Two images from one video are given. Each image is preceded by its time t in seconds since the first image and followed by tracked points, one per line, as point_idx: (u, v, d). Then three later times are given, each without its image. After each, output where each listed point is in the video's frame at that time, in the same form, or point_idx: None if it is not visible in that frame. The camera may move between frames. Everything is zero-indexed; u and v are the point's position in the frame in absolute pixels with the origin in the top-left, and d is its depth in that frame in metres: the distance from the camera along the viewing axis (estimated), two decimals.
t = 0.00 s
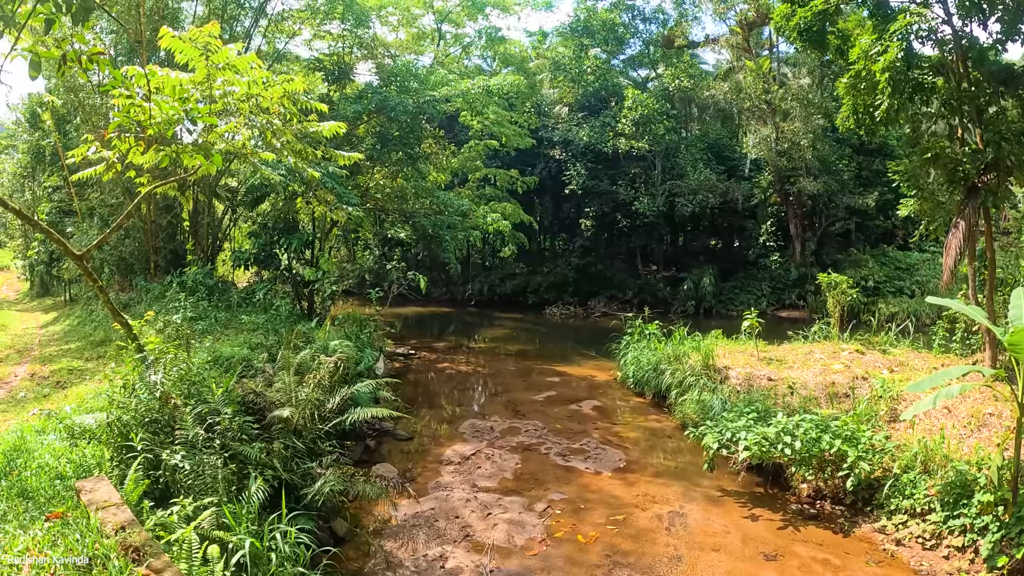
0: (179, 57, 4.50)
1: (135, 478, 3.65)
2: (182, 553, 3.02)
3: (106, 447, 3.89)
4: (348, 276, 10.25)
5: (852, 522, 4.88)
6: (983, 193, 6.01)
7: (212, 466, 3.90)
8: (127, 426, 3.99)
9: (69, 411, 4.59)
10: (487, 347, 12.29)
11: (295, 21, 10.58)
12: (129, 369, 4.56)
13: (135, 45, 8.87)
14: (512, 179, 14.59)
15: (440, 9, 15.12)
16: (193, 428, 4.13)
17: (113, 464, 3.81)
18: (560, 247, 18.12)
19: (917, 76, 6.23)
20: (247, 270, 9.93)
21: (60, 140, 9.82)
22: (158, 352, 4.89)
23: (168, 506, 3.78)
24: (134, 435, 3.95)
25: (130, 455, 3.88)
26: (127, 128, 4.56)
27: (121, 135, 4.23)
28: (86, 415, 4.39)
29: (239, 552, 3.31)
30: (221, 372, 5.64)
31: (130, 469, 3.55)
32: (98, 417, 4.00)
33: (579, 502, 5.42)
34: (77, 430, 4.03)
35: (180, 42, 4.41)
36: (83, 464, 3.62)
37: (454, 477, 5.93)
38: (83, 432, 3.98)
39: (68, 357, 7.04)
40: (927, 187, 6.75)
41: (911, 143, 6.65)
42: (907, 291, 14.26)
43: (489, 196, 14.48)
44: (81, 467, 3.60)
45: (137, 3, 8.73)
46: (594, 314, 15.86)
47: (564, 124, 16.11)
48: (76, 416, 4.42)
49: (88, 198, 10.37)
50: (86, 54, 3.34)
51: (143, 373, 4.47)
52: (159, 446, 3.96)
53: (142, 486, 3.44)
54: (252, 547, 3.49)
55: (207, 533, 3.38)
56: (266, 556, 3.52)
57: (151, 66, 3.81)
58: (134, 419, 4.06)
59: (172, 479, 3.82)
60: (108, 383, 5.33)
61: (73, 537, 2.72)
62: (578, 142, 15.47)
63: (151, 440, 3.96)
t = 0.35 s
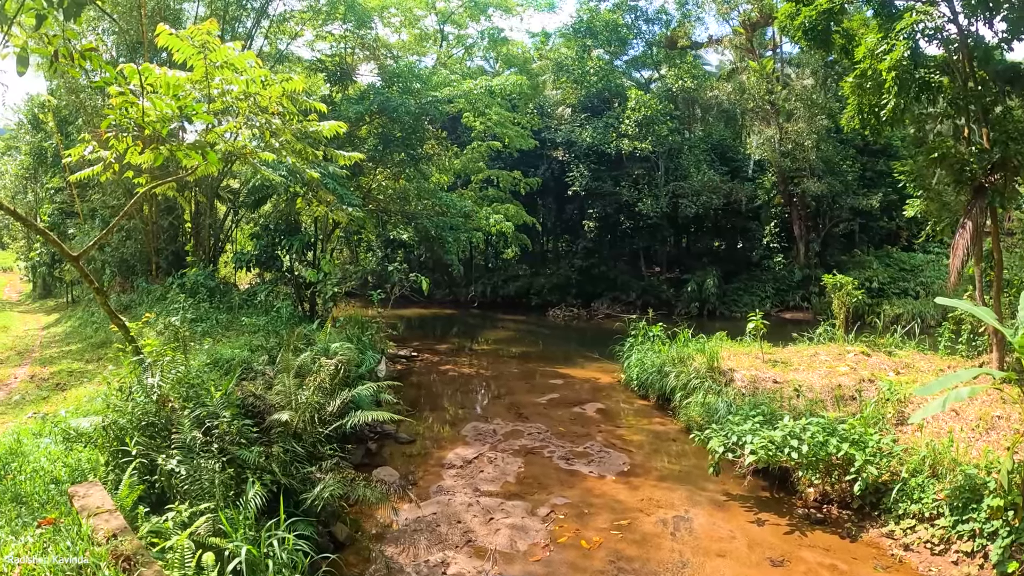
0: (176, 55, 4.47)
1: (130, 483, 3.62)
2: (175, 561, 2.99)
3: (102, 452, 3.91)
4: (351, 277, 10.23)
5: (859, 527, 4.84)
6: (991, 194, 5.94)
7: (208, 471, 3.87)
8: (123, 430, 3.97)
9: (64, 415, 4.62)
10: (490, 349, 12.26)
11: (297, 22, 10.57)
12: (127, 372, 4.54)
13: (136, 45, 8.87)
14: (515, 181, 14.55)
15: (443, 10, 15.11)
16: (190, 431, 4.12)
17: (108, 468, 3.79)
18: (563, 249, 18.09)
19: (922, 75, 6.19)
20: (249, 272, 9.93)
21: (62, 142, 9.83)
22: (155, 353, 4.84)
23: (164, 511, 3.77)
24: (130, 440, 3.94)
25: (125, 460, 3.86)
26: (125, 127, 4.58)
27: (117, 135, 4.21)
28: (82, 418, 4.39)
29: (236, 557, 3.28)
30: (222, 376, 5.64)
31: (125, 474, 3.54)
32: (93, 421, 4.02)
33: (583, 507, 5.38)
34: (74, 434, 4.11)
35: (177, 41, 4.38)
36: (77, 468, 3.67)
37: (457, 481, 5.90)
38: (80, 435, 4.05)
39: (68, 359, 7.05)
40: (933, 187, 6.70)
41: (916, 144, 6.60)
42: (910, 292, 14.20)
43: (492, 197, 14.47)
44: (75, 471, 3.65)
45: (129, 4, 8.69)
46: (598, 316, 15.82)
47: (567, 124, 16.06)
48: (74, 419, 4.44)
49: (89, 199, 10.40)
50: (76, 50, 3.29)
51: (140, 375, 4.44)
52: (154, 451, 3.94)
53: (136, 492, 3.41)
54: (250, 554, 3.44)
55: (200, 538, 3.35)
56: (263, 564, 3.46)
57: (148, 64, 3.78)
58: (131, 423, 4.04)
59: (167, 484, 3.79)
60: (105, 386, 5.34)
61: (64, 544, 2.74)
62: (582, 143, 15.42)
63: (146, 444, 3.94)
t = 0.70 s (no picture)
0: (182, 55, 4.48)
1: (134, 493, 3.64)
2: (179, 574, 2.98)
3: (106, 460, 3.91)
4: (362, 280, 10.25)
5: (877, 537, 4.76)
6: (1009, 195, 5.83)
7: (214, 481, 3.87)
8: (127, 439, 3.99)
9: (68, 421, 4.62)
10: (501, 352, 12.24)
11: (307, 25, 10.61)
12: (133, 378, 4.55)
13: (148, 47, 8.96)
14: (526, 183, 14.53)
15: (453, 12, 15.12)
16: (196, 439, 4.13)
17: (113, 477, 3.80)
18: (574, 251, 18.04)
19: (940, 74, 6.08)
20: (259, 274, 9.97)
21: (73, 146, 9.91)
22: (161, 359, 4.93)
23: (168, 522, 3.76)
24: (134, 449, 3.95)
25: (129, 470, 3.88)
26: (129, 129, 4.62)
27: (123, 137, 4.23)
28: (86, 424, 4.42)
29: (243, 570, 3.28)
30: (230, 381, 5.66)
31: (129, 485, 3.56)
32: (98, 429, 3.98)
33: (596, 515, 5.33)
34: (77, 441, 4.06)
35: (183, 41, 4.38)
36: (81, 477, 3.66)
37: (468, 488, 5.88)
38: (84, 442, 4.00)
39: (77, 362, 7.10)
40: (949, 189, 6.64)
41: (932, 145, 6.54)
42: (924, 295, 14.04)
43: (502, 199, 14.46)
44: (79, 479, 3.63)
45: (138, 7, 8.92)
46: (609, 319, 15.75)
47: (578, 127, 16.01)
48: (77, 425, 4.47)
49: (100, 202, 10.45)
50: (78, 49, 3.27)
51: (146, 382, 4.47)
52: (159, 460, 3.96)
53: (139, 503, 3.41)
54: (256, 566, 3.44)
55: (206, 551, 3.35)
56: (269, 574, 3.48)
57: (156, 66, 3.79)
58: (136, 431, 4.07)
59: (172, 493, 3.80)
60: (112, 391, 5.35)
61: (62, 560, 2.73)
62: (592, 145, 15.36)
63: (151, 453, 3.96)
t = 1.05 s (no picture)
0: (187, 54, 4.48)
1: (134, 499, 3.64)
2: None
3: (107, 465, 3.95)
4: (370, 281, 10.26)
5: (891, 543, 4.70)
6: None
7: (217, 486, 3.86)
8: (128, 442, 3.98)
9: (70, 425, 4.62)
10: (509, 354, 12.22)
11: (315, 26, 10.64)
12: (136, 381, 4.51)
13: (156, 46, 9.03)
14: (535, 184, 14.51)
15: (460, 13, 15.13)
16: (199, 443, 4.13)
17: (113, 483, 3.83)
18: (582, 253, 18.00)
19: (952, 73, 6.00)
20: (266, 276, 9.99)
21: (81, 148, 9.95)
22: (164, 361, 4.92)
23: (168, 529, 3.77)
24: (135, 454, 3.96)
25: (129, 474, 3.89)
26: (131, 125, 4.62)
27: (128, 136, 4.25)
28: (88, 428, 4.41)
29: None
30: (235, 383, 5.65)
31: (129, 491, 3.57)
32: (98, 433, 4.01)
33: (606, 520, 5.30)
34: (78, 445, 4.11)
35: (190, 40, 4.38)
36: (82, 481, 3.72)
37: (476, 492, 5.85)
38: (85, 445, 4.06)
39: (82, 364, 7.12)
40: (963, 190, 6.57)
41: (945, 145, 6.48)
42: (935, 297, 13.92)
43: (510, 200, 14.44)
44: (80, 484, 3.69)
45: (144, 10, 9.11)
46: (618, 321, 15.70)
47: (586, 128, 15.98)
48: (79, 428, 4.46)
49: (107, 203, 10.49)
50: (78, 44, 3.24)
51: (149, 385, 4.44)
52: (160, 465, 3.96)
53: (139, 510, 3.44)
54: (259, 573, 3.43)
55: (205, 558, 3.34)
56: None
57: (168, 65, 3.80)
58: (137, 435, 4.06)
59: (173, 499, 3.78)
60: (116, 394, 5.35)
61: (60, 568, 2.77)
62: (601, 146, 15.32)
63: (152, 458, 3.97)
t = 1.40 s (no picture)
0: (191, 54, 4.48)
1: (134, 501, 3.64)
2: None
3: (108, 466, 3.96)
4: (373, 281, 10.26)
5: (896, 547, 4.67)
6: None
7: (217, 489, 3.86)
8: (129, 443, 3.98)
9: (71, 425, 4.63)
10: (511, 355, 12.20)
11: (318, 27, 10.66)
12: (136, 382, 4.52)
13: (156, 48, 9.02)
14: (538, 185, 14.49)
15: (463, 14, 15.15)
16: (200, 444, 4.12)
17: (112, 485, 3.82)
18: (584, 254, 17.97)
19: (956, 73, 5.98)
20: (269, 277, 10.00)
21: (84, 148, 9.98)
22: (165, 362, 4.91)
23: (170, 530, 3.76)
24: (134, 455, 3.95)
25: (129, 476, 3.89)
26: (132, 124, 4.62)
27: (129, 135, 4.25)
28: (89, 429, 4.41)
29: None
30: (237, 385, 5.64)
31: (128, 493, 3.57)
32: (99, 434, 4.01)
33: (609, 523, 5.28)
34: (78, 446, 4.11)
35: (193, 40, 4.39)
36: (81, 483, 3.72)
37: (479, 494, 5.84)
38: (85, 447, 4.06)
39: (84, 364, 7.15)
40: (968, 191, 6.53)
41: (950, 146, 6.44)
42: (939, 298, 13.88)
43: (512, 201, 14.43)
44: (80, 486, 3.71)
45: (146, 11, 9.12)
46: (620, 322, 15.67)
47: (589, 129, 15.98)
48: (79, 429, 4.46)
49: (110, 203, 10.51)
50: (78, 42, 3.22)
51: (150, 386, 4.43)
52: (160, 466, 3.95)
53: (139, 512, 3.43)
54: None
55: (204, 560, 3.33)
56: None
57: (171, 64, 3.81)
58: (138, 436, 4.05)
59: (173, 501, 3.77)
60: (118, 394, 5.36)
61: (59, 569, 2.79)
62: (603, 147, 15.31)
63: (153, 459, 3.96)
